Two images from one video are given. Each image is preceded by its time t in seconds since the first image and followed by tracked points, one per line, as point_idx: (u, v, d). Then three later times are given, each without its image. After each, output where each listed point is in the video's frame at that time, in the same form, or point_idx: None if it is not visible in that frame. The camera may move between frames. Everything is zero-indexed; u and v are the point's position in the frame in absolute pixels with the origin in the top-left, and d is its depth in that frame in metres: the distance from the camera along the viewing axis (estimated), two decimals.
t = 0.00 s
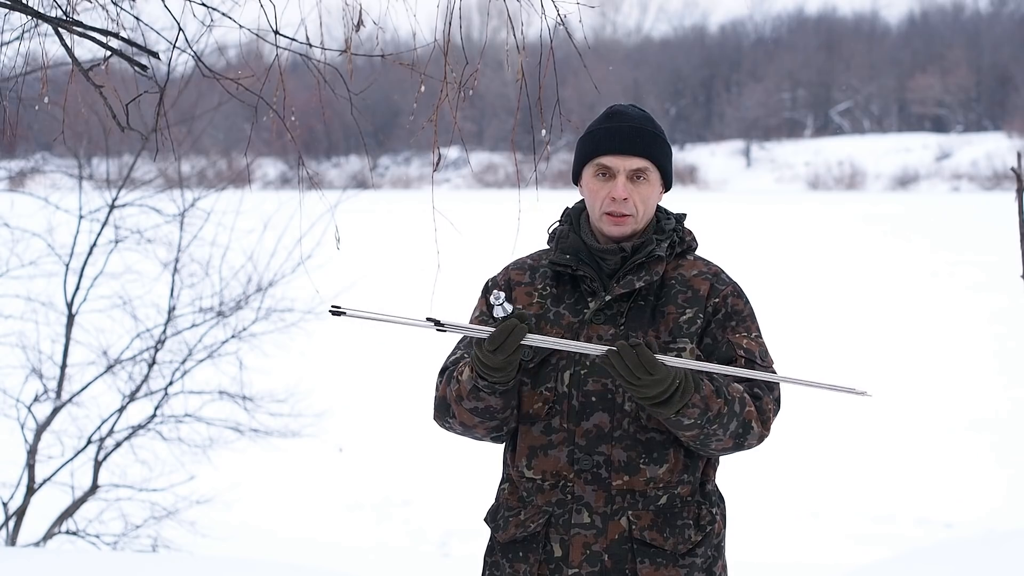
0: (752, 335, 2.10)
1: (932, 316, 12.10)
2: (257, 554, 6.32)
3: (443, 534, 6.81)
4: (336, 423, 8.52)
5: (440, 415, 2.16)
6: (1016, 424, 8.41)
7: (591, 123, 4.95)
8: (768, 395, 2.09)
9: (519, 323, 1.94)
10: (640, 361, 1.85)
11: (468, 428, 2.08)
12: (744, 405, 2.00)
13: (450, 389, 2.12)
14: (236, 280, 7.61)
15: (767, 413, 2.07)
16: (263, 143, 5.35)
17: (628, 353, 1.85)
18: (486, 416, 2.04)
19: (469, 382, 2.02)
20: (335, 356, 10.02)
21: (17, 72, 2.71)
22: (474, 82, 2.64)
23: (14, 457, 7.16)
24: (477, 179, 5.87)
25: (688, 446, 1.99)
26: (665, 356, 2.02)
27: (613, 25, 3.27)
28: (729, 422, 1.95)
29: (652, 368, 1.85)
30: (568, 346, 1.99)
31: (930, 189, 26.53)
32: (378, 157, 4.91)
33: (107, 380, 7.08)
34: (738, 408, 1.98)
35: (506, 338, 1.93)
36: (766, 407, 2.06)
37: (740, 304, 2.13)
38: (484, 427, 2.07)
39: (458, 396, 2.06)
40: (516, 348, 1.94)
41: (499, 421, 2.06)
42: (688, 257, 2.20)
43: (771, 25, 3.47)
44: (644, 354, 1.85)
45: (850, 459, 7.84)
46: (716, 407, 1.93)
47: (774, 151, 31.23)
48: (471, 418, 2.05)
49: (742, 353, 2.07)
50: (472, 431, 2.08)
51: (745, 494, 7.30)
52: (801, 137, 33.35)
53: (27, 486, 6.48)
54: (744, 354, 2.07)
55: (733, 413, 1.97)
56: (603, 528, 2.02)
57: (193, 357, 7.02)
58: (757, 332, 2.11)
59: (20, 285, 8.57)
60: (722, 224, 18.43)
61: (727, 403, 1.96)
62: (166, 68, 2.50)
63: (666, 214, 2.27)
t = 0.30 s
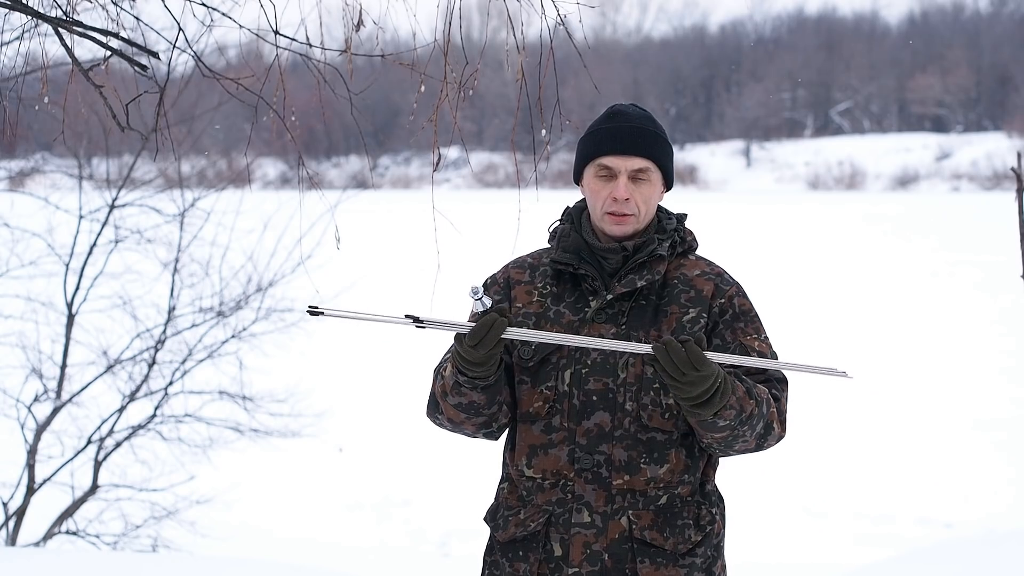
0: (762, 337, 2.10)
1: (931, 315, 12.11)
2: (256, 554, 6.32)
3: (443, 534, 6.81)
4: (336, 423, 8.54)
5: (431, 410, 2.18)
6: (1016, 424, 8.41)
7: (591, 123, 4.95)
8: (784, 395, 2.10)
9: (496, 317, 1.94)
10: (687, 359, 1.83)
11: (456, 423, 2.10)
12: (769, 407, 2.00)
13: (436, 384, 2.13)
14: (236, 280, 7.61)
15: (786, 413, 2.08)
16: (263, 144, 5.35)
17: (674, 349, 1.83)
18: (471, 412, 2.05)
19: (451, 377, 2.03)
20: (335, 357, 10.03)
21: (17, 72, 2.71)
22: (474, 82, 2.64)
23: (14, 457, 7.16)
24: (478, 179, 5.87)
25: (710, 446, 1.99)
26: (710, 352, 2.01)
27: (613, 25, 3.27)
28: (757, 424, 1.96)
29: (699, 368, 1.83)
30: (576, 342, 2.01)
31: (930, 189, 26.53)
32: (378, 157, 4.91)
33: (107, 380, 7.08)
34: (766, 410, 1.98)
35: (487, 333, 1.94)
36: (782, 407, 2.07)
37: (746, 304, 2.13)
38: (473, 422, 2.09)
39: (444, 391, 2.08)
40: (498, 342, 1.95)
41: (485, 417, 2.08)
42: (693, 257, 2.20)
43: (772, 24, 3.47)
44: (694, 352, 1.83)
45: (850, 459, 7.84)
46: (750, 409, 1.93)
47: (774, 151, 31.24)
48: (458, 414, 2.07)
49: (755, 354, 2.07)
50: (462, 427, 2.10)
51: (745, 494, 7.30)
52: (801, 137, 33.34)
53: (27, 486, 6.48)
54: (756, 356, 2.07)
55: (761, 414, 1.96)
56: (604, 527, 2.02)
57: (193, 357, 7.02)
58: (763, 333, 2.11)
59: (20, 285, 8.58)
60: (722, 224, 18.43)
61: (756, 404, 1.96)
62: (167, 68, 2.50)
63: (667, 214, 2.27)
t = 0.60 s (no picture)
0: (762, 338, 2.10)
1: (930, 315, 12.11)
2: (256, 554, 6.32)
3: (443, 534, 6.82)
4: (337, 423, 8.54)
5: (435, 410, 2.18)
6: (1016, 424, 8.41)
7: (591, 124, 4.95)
8: (783, 397, 2.10)
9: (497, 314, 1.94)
10: (687, 359, 1.82)
11: (461, 422, 2.10)
12: (769, 409, 2.00)
13: (441, 383, 2.13)
14: (236, 280, 7.61)
15: (786, 415, 2.08)
16: (263, 143, 5.35)
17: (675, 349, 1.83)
18: (478, 411, 2.05)
19: (457, 375, 2.03)
20: (335, 357, 10.03)
21: (17, 72, 2.70)
22: (474, 82, 2.64)
23: (14, 457, 7.16)
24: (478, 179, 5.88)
25: (711, 447, 1.98)
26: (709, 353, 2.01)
27: (613, 25, 3.27)
28: (757, 425, 1.96)
29: (699, 367, 1.83)
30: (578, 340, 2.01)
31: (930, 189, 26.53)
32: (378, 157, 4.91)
33: (107, 380, 7.08)
34: (765, 412, 1.98)
35: (491, 330, 1.94)
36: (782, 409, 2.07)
37: (747, 306, 2.13)
38: (477, 421, 2.09)
39: (449, 390, 2.08)
40: (501, 340, 1.95)
41: (491, 415, 2.08)
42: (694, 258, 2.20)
43: (772, 25, 3.46)
44: (697, 353, 1.82)
45: (850, 459, 7.84)
46: (749, 410, 1.93)
47: (775, 151, 31.25)
48: (463, 412, 2.07)
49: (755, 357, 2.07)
50: (467, 426, 2.10)
51: (745, 494, 7.30)
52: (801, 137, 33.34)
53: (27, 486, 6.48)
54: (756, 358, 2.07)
55: (760, 417, 1.96)
56: (604, 527, 2.02)
57: (193, 357, 7.02)
58: (764, 334, 2.11)
59: (20, 285, 8.58)
60: (722, 224, 18.43)
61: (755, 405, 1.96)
62: (166, 68, 2.50)
63: (669, 215, 2.27)
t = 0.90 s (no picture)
0: (762, 337, 2.10)
1: (930, 315, 12.12)
2: (256, 554, 6.31)
3: (443, 534, 6.82)
4: (337, 423, 8.55)
5: (437, 408, 2.18)
6: (1017, 424, 8.41)
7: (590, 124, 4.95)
8: (781, 397, 2.10)
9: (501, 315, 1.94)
10: (670, 364, 1.82)
11: (464, 421, 2.10)
12: (763, 408, 2.00)
13: (443, 382, 2.14)
14: (236, 280, 7.61)
15: (783, 415, 2.08)
16: (263, 143, 5.35)
17: (657, 355, 1.83)
18: (480, 409, 2.05)
19: (460, 374, 2.03)
20: (335, 356, 10.03)
21: (17, 72, 2.70)
22: (474, 82, 2.64)
23: (14, 457, 7.16)
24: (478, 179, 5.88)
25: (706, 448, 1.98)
26: (704, 355, 2.02)
27: (613, 25, 3.27)
28: (749, 426, 1.95)
29: (683, 373, 1.82)
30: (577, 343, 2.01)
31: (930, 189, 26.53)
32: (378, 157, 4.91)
33: (108, 380, 7.08)
34: (758, 412, 1.98)
35: (493, 330, 1.94)
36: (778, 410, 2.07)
37: (748, 306, 2.13)
38: (480, 419, 2.08)
39: (452, 388, 2.08)
40: (505, 340, 1.95)
41: (493, 414, 2.08)
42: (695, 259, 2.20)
43: (772, 24, 3.46)
44: (678, 358, 1.82)
45: (850, 459, 7.84)
46: (740, 411, 1.93)
47: (775, 151, 31.26)
48: (465, 410, 2.07)
49: (755, 355, 2.07)
50: (469, 424, 2.10)
51: (744, 493, 7.30)
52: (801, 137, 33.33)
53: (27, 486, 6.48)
54: (755, 357, 2.07)
55: (753, 417, 1.97)
56: (603, 526, 2.02)
57: (193, 357, 7.02)
58: (765, 334, 2.11)
59: (20, 285, 8.58)
60: (722, 224, 18.43)
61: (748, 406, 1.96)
62: (166, 67, 2.49)
63: (671, 215, 2.27)
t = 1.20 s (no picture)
0: (753, 334, 2.10)
1: (930, 315, 12.11)
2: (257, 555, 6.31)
3: (443, 534, 6.82)
4: (337, 423, 8.55)
5: (450, 406, 2.14)
6: (1017, 424, 8.41)
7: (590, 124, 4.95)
8: (769, 395, 2.09)
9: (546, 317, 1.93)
10: (623, 354, 1.85)
11: (482, 419, 2.07)
12: (741, 405, 1.99)
13: (465, 379, 2.10)
14: (236, 280, 7.61)
15: (769, 415, 2.06)
16: (263, 144, 5.36)
17: (610, 347, 1.85)
18: (508, 408, 2.03)
19: (492, 372, 2.01)
20: (335, 356, 10.03)
21: (17, 72, 2.70)
22: (474, 82, 2.64)
23: (14, 457, 7.16)
24: (478, 180, 5.89)
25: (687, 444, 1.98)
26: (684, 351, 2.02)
27: (613, 25, 3.27)
28: (725, 422, 1.95)
29: (638, 364, 1.84)
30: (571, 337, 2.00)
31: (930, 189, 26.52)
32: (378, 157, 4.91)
33: (107, 380, 7.08)
34: (735, 408, 1.98)
35: (537, 331, 1.92)
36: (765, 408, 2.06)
37: (743, 305, 2.13)
38: (498, 418, 2.06)
39: (478, 387, 2.05)
40: (547, 341, 1.94)
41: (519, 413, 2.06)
42: (693, 258, 2.20)
43: (772, 25, 3.46)
44: (630, 348, 1.84)
45: (850, 459, 7.83)
46: (710, 406, 1.93)
47: (775, 151, 31.26)
48: (488, 409, 2.04)
49: (743, 352, 2.06)
50: (485, 423, 2.07)
51: (744, 494, 7.30)
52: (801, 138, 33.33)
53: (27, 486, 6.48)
54: (743, 355, 2.06)
55: (729, 413, 1.96)
56: (603, 525, 2.02)
57: (193, 357, 7.02)
58: (758, 333, 2.10)
59: (20, 285, 8.59)
60: (722, 224, 18.43)
61: (723, 402, 1.96)
62: (167, 68, 2.50)
63: (671, 215, 2.27)
